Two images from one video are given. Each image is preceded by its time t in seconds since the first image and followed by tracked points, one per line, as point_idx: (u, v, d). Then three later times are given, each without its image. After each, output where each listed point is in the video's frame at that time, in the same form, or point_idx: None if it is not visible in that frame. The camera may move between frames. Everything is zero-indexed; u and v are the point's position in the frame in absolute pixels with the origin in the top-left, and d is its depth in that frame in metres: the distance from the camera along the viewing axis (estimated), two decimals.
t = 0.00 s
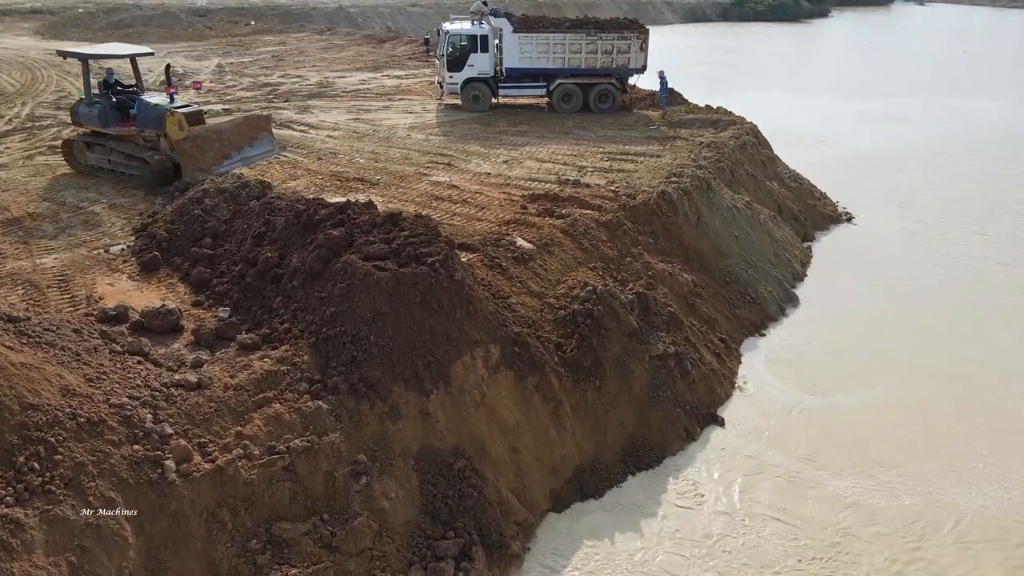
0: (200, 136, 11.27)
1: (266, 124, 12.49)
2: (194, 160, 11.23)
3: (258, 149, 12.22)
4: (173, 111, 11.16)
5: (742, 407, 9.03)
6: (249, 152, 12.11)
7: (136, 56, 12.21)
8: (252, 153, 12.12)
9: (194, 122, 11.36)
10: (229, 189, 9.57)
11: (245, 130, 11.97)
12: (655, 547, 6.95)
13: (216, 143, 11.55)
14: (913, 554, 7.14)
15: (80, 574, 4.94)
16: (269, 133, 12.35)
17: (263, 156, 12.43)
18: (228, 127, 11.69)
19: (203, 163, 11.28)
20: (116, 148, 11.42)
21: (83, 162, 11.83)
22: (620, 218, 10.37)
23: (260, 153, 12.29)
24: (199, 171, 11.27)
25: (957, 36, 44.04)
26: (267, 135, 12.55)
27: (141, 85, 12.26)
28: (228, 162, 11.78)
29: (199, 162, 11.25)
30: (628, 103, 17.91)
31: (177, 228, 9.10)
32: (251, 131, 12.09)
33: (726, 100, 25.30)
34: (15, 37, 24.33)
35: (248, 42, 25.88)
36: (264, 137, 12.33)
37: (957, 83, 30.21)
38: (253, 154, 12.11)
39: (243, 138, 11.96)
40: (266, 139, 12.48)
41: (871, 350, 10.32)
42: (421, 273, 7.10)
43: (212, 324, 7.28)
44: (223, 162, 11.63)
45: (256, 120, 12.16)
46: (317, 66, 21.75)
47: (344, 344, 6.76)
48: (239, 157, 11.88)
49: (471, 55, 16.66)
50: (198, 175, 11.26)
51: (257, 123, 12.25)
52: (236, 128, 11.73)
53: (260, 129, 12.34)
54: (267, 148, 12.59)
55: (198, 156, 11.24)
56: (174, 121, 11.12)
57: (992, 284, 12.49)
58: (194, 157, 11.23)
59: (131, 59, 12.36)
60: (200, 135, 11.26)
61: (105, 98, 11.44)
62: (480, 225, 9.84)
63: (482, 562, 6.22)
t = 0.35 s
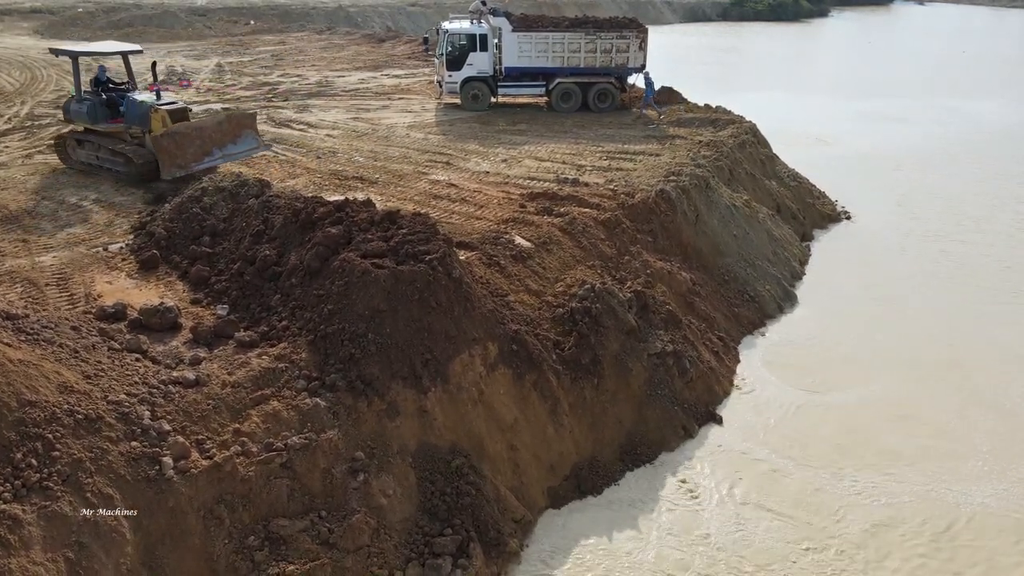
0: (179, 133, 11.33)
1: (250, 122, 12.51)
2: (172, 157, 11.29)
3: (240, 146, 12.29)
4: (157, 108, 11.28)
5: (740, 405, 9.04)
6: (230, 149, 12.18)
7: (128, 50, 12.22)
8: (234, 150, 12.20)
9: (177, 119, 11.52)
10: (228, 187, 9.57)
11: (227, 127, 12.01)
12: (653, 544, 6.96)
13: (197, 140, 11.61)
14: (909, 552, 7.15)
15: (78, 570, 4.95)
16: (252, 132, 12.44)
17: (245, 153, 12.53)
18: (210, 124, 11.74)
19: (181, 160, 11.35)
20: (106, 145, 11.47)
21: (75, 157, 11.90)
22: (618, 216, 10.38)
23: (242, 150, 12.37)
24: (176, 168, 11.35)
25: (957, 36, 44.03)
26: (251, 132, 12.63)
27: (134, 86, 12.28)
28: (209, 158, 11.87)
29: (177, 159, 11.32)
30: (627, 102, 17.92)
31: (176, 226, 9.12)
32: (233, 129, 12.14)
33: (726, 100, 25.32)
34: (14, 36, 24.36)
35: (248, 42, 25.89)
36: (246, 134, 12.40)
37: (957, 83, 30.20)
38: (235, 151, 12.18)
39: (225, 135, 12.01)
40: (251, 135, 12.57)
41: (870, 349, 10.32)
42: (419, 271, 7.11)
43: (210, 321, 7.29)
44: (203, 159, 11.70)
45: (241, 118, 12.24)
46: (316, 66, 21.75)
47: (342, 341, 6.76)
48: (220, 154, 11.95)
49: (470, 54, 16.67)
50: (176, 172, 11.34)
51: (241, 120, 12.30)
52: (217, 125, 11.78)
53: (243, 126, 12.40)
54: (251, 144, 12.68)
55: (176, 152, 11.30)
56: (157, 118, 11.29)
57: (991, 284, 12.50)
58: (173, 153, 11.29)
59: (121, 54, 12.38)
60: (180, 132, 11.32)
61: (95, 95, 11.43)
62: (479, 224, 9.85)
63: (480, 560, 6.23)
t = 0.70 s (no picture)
0: (146, 132, 11.24)
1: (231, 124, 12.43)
2: (137, 155, 11.21)
3: (217, 147, 12.03)
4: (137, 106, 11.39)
5: (738, 404, 9.05)
6: (207, 149, 11.97)
7: (129, 47, 12.29)
8: (209, 150, 11.97)
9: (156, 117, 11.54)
10: (226, 186, 9.57)
11: (202, 127, 11.79)
12: (651, 541, 6.97)
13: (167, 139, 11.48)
14: (908, 550, 7.16)
15: (76, 567, 4.96)
16: (231, 132, 12.18)
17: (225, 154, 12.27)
18: (182, 124, 11.57)
19: (146, 159, 11.26)
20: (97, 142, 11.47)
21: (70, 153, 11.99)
22: (616, 215, 10.39)
23: (220, 151, 12.13)
24: (141, 167, 11.27)
25: (956, 36, 44.01)
26: (233, 132, 12.36)
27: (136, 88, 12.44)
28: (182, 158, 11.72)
29: (141, 158, 11.23)
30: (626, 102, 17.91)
31: (175, 225, 9.12)
32: (209, 129, 11.90)
33: (725, 100, 25.33)
34: (14, 36, 24.36)
35: (247, 41, 25.89)
36: (224, 135, 12.15)
37: (956, 83, 30.19)
38: (210, 151, 11.95)
39: (201, 135, 11.79)
40: (232, 135, 12.32)
41: (869, 348, 10.33)
42: (417, 270, 7.11)
43: (208, 320, 7.30)
44: (173, 158, 11.55)
45: (218, 118, 12.02)
46: (316, 65, 21.75)
47: (340, 339, 6.77)
48: (194, 154, 11.74)
49: (469, 54, 16.68)
50: (141, 171, 11.26)
51: (219, 120, 12.05)
52: (189, 124, 11.58)
53: (222, 127, 12.16)
54: (233, 145, 12.43)
55: (141, 151, 11.22)
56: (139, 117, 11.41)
57: (990, 283, 12.50)
58: (137, 151, 11.20)
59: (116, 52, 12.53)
60: (146, 131, 11.23)
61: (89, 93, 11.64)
62: (477, 223, 9.85)
63: (477, 557, 6.23)
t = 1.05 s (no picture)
0: (115, 132, 11.31)
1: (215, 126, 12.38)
2: (104, 155, 11.27)
3: (192, 149, 11.91)
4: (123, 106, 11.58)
5: (737, 403, 9.06)
6: (183, 151, 11.89)
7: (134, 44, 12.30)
8: (183, 153, 11.87)
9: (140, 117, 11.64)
10: (226, 186, 9.58)
11: (177, 129, 11.73)
12: (650, 539, 6.99)
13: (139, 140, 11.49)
14: (907, 550, 7.16)
15: (76, 566, 4.96)
16: (207, 135, 12.07)
17: (203, 157, 12.18)
18: (156, 126, 11.56)
19: (113, 159, 11.29)
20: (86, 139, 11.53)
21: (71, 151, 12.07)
22: (616, 215, 10.39)
23: (195, 154, 12.03)
24: (108, 167, 11.31)
25: (956, 36, 43.99)
26: (212, 135, 12.25)
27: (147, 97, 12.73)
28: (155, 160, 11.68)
29: (108, 157, 11.27)
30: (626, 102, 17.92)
31: (175, 224, 9.13)
32: (184, 131, 11.82)
33: (725, 100, 25.34)
34: (13, 36, 24.37)
35: (247, 41, 25.88)
36: (201, 138, 12.04)
37: (957, 83, 30.16)
38: (184, 153, 11.85)
39: (176, 137, 11.73)
40: (209, 139, 12.22)
41: (868, 348, 10.34)
42: (417, 269, 7.12)
43: (208, 319, 7.30)
44: (144, 160, 11.53)
45: (194, 121, 11.93)
46: (316, 66, 21.76)
47: (339, 338, 6.78)
48: (166, 156, 11.66)
49: (469, 54, 16.70)
50: (107, 171, 11.29)
51: (197, 123, 11.96)
52: (162, 126, 11.55)
53: (201, 129, 12.07)
54: (212, 148, 12.32)
55: (109, 151, 11.27)
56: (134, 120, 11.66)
57: (990, 283, 12.51)
58: (104, 151, 11.26)
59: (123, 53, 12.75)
60: (115, 131, 11.29)
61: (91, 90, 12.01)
62: (477, 223, 9.85)
63: (476, 556, 6.23)
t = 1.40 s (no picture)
0: (94, 132, 11.26)
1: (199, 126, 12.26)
2: (82, 154, 11.23)
3: (171, 149, 11.78)
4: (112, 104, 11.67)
5: (737, 401, 9.05)
6: (163, 151, 11.77)
7: (140, 42, 12.31)
8: (163, 152, 11.75)
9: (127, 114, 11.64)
10: (226, 184, 9.57)
11: (158, 129, 11.62)
12: (650, 537, 6.99)
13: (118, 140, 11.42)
14: (907, 548, 7.15)
15: (76, 563, 4.96)
16: (188, 135, 11.92)
17: (184, 157, 12.06)
18: (136, 125, 11.48)
19: (89, 158, 11.23)
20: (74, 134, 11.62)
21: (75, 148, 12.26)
22: (616, 214, 10.38)
23: (176, 153, 11.89)
24: (86, 166, 11.28)
25: (956, 36, 43.98)
26: (194, 136, 12.12)
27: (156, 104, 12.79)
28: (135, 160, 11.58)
29: (85, 156, 11.23)
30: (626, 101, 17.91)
31: (175, 223, 9.12)
32: (165, 131, 11.71)
33: (725, 100, 25.34)
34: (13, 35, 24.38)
35: (247, 41, 25.86)
36: (182, 138, 11.90)
37: (957, 83, 30.14)
38: (164, 152, 11.72)
39: (156, 137, 11.61)
40: (192, 139, 12.08)
41: (868, 346, 10.33)
42: (417, 267, 7.11)
43: (208, 317, 7.30)
44: (123, 159, 11.44)
45: (176, 121, 11.81)
46: (316, 65, 21.76)
47: (340, 336, 6.77)
48: (145, 155, 11.56)
49: (469, 53, 16.69)
50: (84, 170, 11.27)
51: (178, 123, 11.84)
52: (141, 125, 11.45)
53: (182, 130, 11.94)
54: (194, 149, 12.18)
55: (87, 150, 11.22)
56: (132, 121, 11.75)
57: (990, 282, 12.49)
58: (82, 150, 11.22)
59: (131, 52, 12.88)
60: (94, 130, 11.25)
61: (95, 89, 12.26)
62: (477, 221, 9.85)
63: (477, 554, 6.23)
